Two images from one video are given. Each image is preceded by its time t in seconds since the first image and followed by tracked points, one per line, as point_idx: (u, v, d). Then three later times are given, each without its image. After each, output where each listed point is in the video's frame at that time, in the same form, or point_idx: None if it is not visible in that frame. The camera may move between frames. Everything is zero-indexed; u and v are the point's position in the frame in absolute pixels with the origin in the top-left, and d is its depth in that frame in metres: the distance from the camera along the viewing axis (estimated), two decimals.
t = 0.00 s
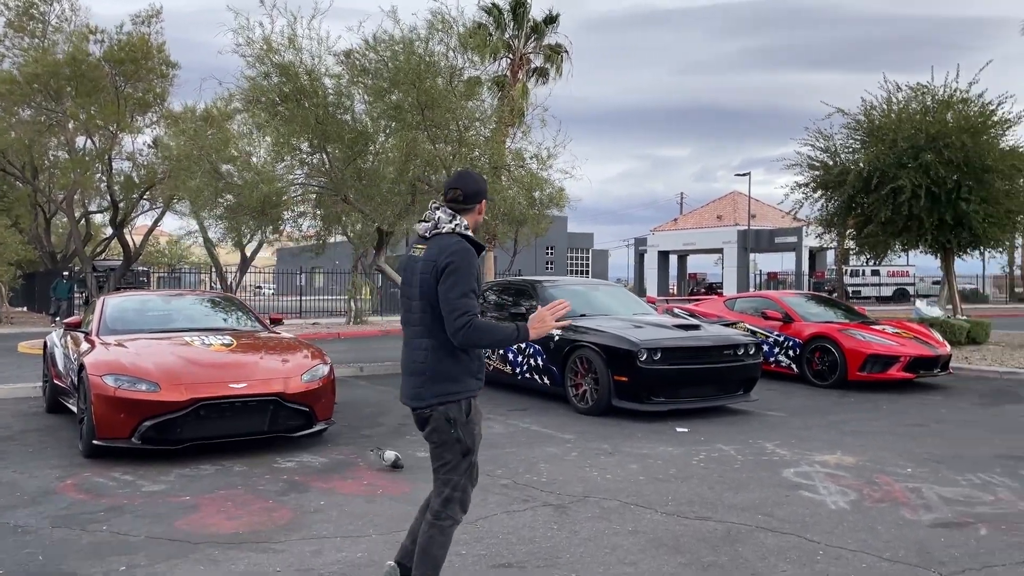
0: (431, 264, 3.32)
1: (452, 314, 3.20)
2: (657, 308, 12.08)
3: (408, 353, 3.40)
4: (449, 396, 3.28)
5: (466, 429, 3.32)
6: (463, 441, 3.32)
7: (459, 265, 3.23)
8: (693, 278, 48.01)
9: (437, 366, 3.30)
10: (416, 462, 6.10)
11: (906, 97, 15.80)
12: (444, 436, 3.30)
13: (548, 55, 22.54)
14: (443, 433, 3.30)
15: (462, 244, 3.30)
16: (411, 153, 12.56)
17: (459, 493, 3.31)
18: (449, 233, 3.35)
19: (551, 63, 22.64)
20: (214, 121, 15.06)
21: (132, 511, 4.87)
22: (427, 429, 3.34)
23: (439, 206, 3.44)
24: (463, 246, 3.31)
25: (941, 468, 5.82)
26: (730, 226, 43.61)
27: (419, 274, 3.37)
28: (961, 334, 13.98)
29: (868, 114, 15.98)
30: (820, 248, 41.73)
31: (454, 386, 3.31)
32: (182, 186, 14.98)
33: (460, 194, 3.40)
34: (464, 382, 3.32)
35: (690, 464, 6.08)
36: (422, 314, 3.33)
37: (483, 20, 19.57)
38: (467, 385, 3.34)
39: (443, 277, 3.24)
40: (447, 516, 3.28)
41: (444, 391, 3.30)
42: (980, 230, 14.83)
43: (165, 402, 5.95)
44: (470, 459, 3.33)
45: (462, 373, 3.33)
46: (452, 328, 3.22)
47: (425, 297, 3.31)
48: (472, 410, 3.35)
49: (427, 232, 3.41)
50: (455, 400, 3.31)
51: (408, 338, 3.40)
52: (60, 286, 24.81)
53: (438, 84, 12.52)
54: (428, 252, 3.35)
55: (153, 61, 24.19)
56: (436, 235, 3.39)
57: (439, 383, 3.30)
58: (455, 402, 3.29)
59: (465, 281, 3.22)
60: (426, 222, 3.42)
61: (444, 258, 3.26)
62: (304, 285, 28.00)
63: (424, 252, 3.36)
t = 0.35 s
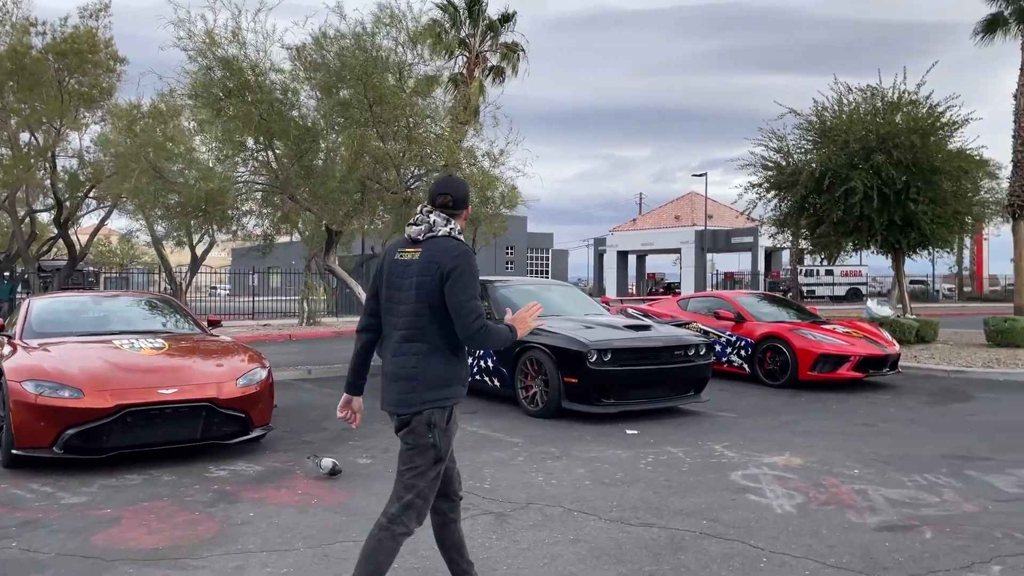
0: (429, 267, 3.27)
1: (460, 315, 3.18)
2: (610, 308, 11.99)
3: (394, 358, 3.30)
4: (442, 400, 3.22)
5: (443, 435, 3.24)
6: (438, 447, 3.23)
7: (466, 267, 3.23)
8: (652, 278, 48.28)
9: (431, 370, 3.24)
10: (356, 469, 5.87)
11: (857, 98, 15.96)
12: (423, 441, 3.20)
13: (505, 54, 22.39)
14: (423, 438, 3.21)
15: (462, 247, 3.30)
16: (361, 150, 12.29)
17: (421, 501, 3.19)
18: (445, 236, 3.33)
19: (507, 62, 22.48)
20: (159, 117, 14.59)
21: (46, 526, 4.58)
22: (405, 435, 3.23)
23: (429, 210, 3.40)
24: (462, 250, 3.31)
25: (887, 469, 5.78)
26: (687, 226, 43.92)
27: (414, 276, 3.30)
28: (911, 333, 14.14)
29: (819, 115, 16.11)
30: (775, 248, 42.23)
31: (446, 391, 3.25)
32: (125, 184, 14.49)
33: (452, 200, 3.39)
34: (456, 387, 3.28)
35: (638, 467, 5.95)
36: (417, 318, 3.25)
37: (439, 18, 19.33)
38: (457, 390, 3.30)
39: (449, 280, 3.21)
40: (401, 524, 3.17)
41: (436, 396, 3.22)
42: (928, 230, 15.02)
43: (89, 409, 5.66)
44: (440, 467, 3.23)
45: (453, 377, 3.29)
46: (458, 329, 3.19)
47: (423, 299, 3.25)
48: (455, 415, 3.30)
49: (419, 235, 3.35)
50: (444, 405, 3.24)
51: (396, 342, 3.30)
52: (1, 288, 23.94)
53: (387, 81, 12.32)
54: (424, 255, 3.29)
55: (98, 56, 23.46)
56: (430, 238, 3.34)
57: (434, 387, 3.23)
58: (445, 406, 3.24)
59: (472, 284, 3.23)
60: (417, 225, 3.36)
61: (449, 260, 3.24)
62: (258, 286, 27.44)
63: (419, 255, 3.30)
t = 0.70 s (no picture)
0: (428, 259, 3.27)
1: (466, 302, 3.22)
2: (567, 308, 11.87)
3: (398, 352, 3.29)
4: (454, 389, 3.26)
5: (471, 418, 3.32)
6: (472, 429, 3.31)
7: (465, 254, 3.27)
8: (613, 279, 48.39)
9: (440, 360, 3.26)
10: (296, 475, 5.64)
11: (811, 99, 16.07)
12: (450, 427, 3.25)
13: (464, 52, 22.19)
14: (443, 426, 3.25)
15: (456, 236, 3.32)
16: (313, 146, 12.12)
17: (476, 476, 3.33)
18: (436, 227, 3.34)
19: (466, 60, 22.27)
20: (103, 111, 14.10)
21: None
22: (428, 425, 3.25)
23: (412, 203, 3.38)
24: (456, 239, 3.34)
25: (839, 468, 5.72)
26: (648, 227, 44.09)
27: (410, 270, 3.29)
28: (864, 332, 14.26)
29: (774, 116, 16.19)
30: (735, 249, 42.59)
31: (456, 380, 3.28)
32: (66, 181, 13.97)
33: (432, 191, 3.42)
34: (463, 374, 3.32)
35: (588, 469, 5.81)
36: (420, 310, 3.26)
37: (396, 14, 19.05)
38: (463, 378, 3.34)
39: (452, 269, 3.24)
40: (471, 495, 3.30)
41: (448, 385, 3.25)
42: (881, 230, 15.15)
43: (11, 414, 5.36)
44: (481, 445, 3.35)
45: (458, 364, 3.32)
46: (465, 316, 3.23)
47: (425, 291, 3.26)
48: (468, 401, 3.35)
49: (408, 229, 3.33)
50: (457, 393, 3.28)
51: (400, 336, 3.29)
52: None
53: (342, 78, 12.12)
54: (419, 248, 3.29)
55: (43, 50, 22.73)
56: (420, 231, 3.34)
57: (444, 376, 3.25)
58: (457, 394, 3.27)
59: (473, 272, 3.27)
60: (405, 220, 3.33)
61: (449, 250, 3.26)
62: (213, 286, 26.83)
63: (413, 249, 3.30)
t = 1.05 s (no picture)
0: (441, 266, 3.17)
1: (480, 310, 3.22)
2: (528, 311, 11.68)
3: (410, 360, 3.13)
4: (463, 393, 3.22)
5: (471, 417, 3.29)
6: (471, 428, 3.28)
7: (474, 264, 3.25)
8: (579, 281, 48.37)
9: (452, 367, 3.19)
10: (237, 488, 5.35)
11: (770, 103, 16.07)
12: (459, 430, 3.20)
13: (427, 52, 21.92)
14: (451, 429, 3.18)
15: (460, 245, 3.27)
16: (267, 143, 11.85)
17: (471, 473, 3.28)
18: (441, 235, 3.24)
19: (429, 59, 22.00)
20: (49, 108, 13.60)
21: None
22: (440, 431, 3.15)
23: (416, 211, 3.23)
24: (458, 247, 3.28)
25: (799, 475, 5.58)
26: (612, 230, 44.15)
27: (422, 278, 3.15)
28: (825, 335, 14.28)
29: (733, 119, 16.20)
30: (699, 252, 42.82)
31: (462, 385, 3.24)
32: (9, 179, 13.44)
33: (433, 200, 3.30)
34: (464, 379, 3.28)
35: (543, 479, 5.61)
36: (434, 318, 3.15)
37: (356, 13, 18.73)
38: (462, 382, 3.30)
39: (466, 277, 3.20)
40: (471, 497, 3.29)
41: (458, 390, 3.19)
42: (841, 233, 15.19)
43: None
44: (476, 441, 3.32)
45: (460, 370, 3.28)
46: (475, 323, 3.21)
47: (439, 298, 3.16)
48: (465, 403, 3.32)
49: (416, 236, 3.17)
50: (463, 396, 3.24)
51: (411, 344, 3.13)
52: None
53: (299, 74, 11.89)
54: (431, 257, 3.16)
55: None
56: (426, 239, 3.20)
57: (455, 382, 3.19)
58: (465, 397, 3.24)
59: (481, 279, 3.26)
60: (413, 227, 3.17)
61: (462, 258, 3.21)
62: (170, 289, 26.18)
63: (424, 257, 3.16)
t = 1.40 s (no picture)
0: (456, 268, 3.21)
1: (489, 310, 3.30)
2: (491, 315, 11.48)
3: (424, 356, 3.15)
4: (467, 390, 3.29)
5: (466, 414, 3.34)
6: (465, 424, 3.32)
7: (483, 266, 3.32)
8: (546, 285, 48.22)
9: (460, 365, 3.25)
10: (179, 504, 5.07)
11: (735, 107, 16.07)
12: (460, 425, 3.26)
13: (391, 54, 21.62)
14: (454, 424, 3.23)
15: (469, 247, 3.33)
16: (222, 144, 11.37)
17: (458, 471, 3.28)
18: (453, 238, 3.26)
19: (393, 61, 21.71)
20: None
21: None
22: (445, 427, 3.20)
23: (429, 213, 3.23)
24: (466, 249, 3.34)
25: (765, 483, 5.44)
26: (580, 234, 44.08)
27: (438, 278, 3.18)
28: (791, 338, 14.24)
29: (698, 121, 16.19)
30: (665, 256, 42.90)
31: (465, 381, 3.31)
32: None
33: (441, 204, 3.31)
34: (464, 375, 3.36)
35: (502, 490, 5.41)
36: (448, 318, 3.20)
37: (317, 12, 18.36)
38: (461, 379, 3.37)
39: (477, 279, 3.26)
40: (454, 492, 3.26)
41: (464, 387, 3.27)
42: (805, 236, 15.19)
43: None
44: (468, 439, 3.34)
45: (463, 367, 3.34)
46: (484, 323, 3.31)
47: (453, 298, 3.21)
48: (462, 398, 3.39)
49: (431, 238, 3.18)
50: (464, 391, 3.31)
51: (424, 341, 3.16)
52: None
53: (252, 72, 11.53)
54: (447, 257, 3.19)
55: None
56: (441, 241, 3.21)
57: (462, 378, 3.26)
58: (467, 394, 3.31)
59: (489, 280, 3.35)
60: (428, 228, 3.17)
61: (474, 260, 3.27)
62: (127, 293, 25.49)
63: (440, 258, 3.18)
